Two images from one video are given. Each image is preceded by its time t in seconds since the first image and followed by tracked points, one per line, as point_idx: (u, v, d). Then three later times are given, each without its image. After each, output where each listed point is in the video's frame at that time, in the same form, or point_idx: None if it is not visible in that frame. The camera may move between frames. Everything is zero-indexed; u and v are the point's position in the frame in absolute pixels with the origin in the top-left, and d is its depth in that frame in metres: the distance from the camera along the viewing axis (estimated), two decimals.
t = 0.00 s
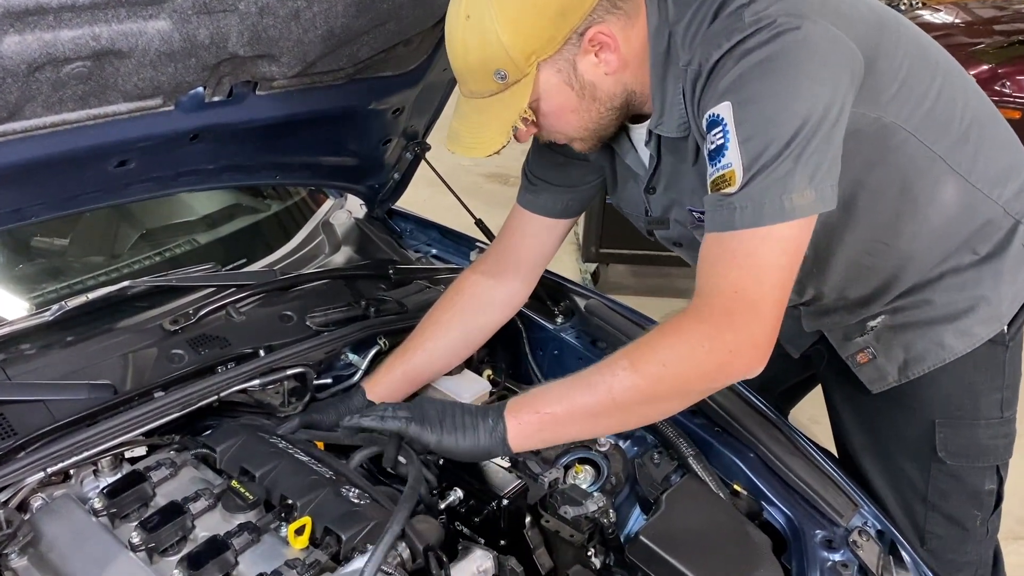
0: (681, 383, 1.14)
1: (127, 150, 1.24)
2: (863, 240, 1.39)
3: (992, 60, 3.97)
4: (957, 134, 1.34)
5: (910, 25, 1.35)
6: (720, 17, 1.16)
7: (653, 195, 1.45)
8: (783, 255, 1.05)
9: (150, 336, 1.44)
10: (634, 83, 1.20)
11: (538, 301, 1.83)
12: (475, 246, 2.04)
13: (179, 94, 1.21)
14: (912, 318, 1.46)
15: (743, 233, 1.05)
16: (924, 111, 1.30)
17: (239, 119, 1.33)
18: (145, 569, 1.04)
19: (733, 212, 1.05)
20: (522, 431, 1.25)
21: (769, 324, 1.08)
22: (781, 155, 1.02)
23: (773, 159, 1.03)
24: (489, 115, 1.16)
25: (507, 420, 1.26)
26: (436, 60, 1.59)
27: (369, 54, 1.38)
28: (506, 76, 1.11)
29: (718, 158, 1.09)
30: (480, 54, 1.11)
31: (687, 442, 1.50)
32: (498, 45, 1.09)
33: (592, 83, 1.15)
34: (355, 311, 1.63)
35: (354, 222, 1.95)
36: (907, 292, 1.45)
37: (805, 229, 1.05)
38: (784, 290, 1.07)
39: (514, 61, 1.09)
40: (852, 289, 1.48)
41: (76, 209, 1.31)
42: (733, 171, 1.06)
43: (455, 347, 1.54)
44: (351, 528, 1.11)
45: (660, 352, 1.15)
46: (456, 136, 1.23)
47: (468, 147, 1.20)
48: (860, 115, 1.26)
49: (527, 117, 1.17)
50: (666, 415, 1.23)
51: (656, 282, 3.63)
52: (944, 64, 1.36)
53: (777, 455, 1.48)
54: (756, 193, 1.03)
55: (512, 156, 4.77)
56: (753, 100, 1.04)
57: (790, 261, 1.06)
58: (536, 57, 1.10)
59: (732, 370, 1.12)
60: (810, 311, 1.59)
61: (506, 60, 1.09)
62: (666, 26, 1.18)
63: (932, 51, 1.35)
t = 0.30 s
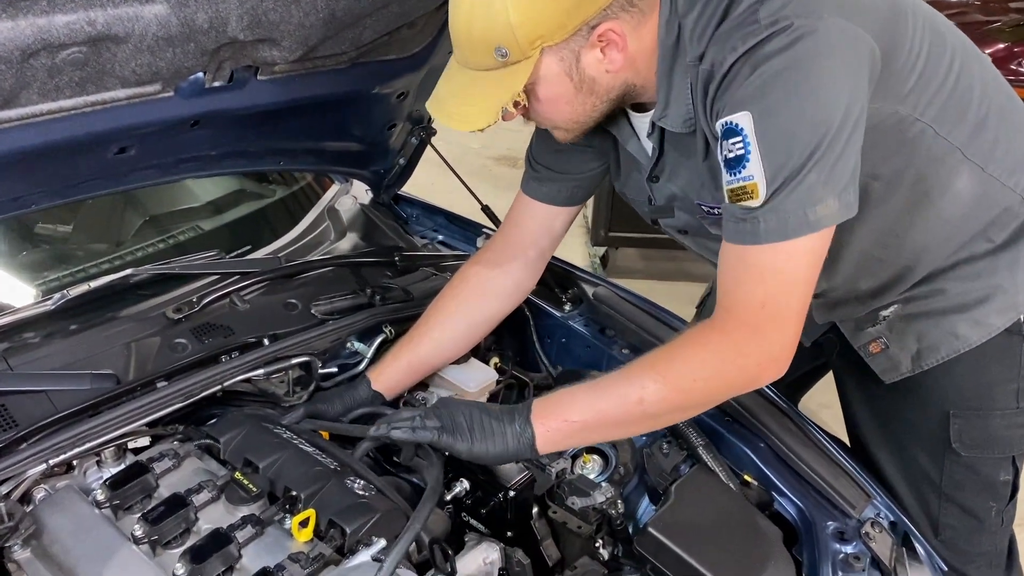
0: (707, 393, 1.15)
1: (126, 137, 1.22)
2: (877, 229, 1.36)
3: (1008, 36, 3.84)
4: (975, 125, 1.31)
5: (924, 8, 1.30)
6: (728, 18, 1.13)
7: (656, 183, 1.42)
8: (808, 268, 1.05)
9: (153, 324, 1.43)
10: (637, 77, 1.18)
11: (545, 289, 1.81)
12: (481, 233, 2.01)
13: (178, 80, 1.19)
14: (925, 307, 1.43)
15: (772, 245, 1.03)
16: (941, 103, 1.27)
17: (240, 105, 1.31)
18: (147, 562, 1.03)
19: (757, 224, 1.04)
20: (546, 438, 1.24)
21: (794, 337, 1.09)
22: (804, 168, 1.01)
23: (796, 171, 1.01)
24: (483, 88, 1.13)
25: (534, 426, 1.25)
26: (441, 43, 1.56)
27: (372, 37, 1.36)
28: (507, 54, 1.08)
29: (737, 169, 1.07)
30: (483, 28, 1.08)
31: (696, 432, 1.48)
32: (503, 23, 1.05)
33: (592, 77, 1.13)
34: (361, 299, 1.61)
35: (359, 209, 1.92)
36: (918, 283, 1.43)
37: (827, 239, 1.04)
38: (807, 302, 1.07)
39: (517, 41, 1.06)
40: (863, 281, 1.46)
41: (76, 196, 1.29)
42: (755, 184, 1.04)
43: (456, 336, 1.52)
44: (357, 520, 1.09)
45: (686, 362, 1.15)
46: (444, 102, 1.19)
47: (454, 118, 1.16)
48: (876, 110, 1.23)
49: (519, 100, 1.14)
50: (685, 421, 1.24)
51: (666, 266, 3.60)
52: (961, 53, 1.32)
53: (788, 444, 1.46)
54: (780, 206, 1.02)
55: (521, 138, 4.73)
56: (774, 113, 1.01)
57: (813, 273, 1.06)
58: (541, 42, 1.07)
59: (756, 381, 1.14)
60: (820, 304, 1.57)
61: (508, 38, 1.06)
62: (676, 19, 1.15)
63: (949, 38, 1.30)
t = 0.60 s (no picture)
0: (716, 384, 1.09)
1: (126, 115, 1.19)
2: (899, 208, 1.31)
3: None
4: (1003, 101, 1.25)
5: None
6: None
7: (671, 163, 1.38)
8: (822, 248, 0.99)
9: (157, 306, 1.40)
10: (652, 47, 1.14)
11: (557, 270, 1.77)
12: (492, 212, 1.97)
13: (178, 55, 1.15)
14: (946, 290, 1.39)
15: (782, 223, 0.99)
16: (968, 78, 1.22)
17: (242, 81, 1.27)
18: (151, 550, 1.01)
19: (767, 199, 0.99)
20: (547, 438, 1.19)
21: (809, 322, 1.04)
22: (816, 141, 0.96)
23: (809, 143, 0.96)
24: (498, 68, 1.09)
25: (535, 428, 1.19)
26: (449, 15, 1.50)
27: (378, 9, 1.31)
28: (521, 28, 1.03)
29: (749, 143, 1.02)
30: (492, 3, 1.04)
31: (712, 417, 1.45)
32: None
33: (609, 45, 1.08)
34: (369, 281, 1.58)
35: (367, 186, 1.91)
36: (940, 263, 1.38)
37: (842, 217, 0.99)
38: (822, 283, 1.01)
39: (530, 13, 1.02)
40: (882, 263, 1.41)
41: (76, 176, 1.26)
42: (766, 157, 0.99)
43: (471, 319, 1.50)
44: (364, 508, 1.07)
45: (693, 353, 1.10)
46: (457, 93, 1.14)
47: (471, 105, 1.11)
48: (897, 86, 1.18)
49: (536, 77, 1.09)
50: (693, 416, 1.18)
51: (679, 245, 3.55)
52: (989, 26, 1.26)
53: (806, 430, 1.42)
54: (792, 180, 0.97)
55: (532, 114, 4.66)
56: (788, 82, 0.96)
57: (828, 253, 1.00)
58: (555, 11, 1.03)
59: (769, 370, 1.08)
60: (838, 287, 1.52)
61: (521, 10, 1.02)
62: None
63: (977, 12, 1.25)
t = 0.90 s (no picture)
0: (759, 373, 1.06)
1: (127, 90, 1.15)
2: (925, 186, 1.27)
3: None
4: None
5: None
6: None
7: (687, 139, 1.33)
8: (864, 229, 0.95)
9: (163, 286, 1.38)
10: (667, 16, 1.09)
11: (568, 249, 1.74)
12: (503, 189, 1.93)
13: (178, 29, 1.11)
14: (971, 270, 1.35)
15: (820, 208, 0.95)
16: (999, 47, 1.15)
17: (245, 55, 1.23)
18: (156, 535, 1.00)
19: (802, 182, 0.95)
20: (584, 430, 1.17)
21: (854, 305, 1.00)
22: (851, 119, 0.92)
23: (845, 122, 0.92)
24: (508, 41, 1.05)
25: (569, 424, 1.18)
26: None
27: None
28: None
29: (779, 122, 0.98)
30: None
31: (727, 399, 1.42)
32: None
33: (625, 13, 1.02)
34: (377, 260, 1.55)
35: (376, 162, 1.86)
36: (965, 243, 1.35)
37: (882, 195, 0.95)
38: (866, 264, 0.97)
39: None
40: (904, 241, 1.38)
41: (77, 154, 1.23)
42: (799, 137, 0.95)
43: (482, 299, 1.48)
44: (370, 493, 1.04)
45: (735, 342, 1.06)
46: (469, 75, 1.10)
47: (486, 83, 1.07)
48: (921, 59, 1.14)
49: (552, 50, 1.04)
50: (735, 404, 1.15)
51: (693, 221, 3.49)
52: None
53: (824, 412, 1.39)
54: (829, 162, 0.93)
55: (544, 87, 4.59)
56: (816, 59, 0.92)
57: (870, 233, 0.96)
58: None
59: (814, 355, 1.04)
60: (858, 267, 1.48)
61: None
62: None
63: None
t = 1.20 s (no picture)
0: (786, 326, 1.02)
1: (135, 67, 1.12)
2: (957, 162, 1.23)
3: None
4: None
5: None
6: None
7: (712, 114, 1.31)
8: (905, 194, 0.91)
9: (174, 266, 1.36)
10: None
11: (584, 227, 1.71)
12: (518, 165, 1.90)
13: (186, 2, 1.08)
14: (1003, 248, 1.35)
15: (857, 167, 0.91)
16: None
17: (255, 30, 1.19)
18: (168, 517, 0.99)
19: (836, 143, 0.91)
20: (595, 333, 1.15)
21: (895, 276, 0.94)
22: (884, 76, 0.88)
23: (876, 79, 0.89)
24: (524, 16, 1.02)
25: (580, 318, 1.15)
26: None
27: None
28: None
29: (808, 85, 0.95)
30: None
31: (746, 381, 1.39)
32: None
33: None
34: (390, 239, 1.53)
35: (388, 139, 1.84)
36: (997, 220, 1.34)
37: (923, 158, 0.90)
38: (907, 233, 0.92)
39: None
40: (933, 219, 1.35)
41: (85, 132, 1.20)
42: (829, 97, 0.92)
43: (498, 277, 1.46)
44: (385, 477, 1.03)
45: (765, 289, 1.02)
46: (486, 52, 1.10)
47: (505, 60, 1.07)
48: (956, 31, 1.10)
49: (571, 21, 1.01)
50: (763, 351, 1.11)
51: (709, 196, 3.44)
52: None
53: (846, 394, 1.36)
54: (862, 120, 0.89)
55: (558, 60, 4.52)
56: (846, 14, 0.89)
57: (912, 200, 0.91)
58: None
59: (849, 324, 0.99)
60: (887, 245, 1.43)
61: None
62: None
63: None
